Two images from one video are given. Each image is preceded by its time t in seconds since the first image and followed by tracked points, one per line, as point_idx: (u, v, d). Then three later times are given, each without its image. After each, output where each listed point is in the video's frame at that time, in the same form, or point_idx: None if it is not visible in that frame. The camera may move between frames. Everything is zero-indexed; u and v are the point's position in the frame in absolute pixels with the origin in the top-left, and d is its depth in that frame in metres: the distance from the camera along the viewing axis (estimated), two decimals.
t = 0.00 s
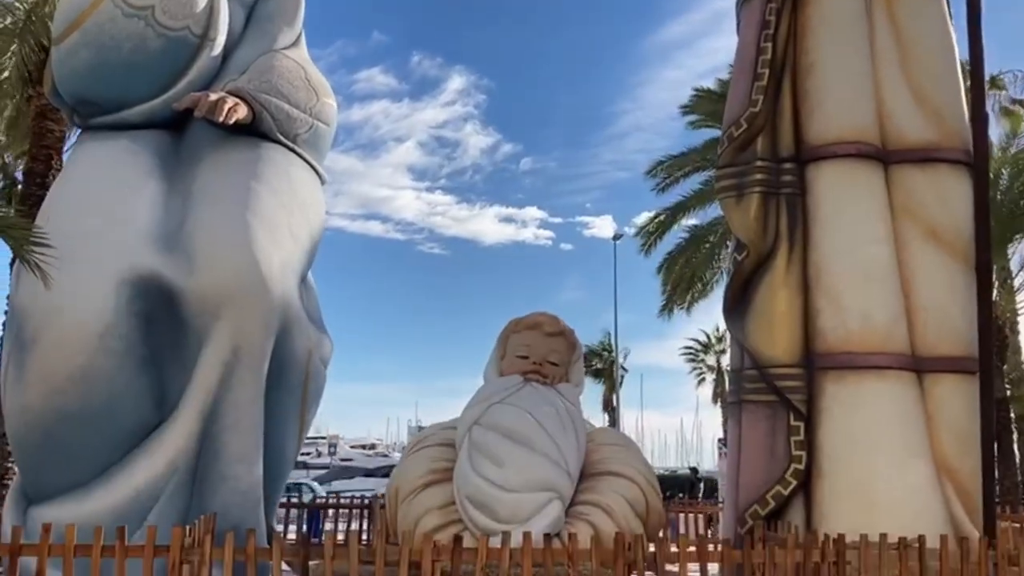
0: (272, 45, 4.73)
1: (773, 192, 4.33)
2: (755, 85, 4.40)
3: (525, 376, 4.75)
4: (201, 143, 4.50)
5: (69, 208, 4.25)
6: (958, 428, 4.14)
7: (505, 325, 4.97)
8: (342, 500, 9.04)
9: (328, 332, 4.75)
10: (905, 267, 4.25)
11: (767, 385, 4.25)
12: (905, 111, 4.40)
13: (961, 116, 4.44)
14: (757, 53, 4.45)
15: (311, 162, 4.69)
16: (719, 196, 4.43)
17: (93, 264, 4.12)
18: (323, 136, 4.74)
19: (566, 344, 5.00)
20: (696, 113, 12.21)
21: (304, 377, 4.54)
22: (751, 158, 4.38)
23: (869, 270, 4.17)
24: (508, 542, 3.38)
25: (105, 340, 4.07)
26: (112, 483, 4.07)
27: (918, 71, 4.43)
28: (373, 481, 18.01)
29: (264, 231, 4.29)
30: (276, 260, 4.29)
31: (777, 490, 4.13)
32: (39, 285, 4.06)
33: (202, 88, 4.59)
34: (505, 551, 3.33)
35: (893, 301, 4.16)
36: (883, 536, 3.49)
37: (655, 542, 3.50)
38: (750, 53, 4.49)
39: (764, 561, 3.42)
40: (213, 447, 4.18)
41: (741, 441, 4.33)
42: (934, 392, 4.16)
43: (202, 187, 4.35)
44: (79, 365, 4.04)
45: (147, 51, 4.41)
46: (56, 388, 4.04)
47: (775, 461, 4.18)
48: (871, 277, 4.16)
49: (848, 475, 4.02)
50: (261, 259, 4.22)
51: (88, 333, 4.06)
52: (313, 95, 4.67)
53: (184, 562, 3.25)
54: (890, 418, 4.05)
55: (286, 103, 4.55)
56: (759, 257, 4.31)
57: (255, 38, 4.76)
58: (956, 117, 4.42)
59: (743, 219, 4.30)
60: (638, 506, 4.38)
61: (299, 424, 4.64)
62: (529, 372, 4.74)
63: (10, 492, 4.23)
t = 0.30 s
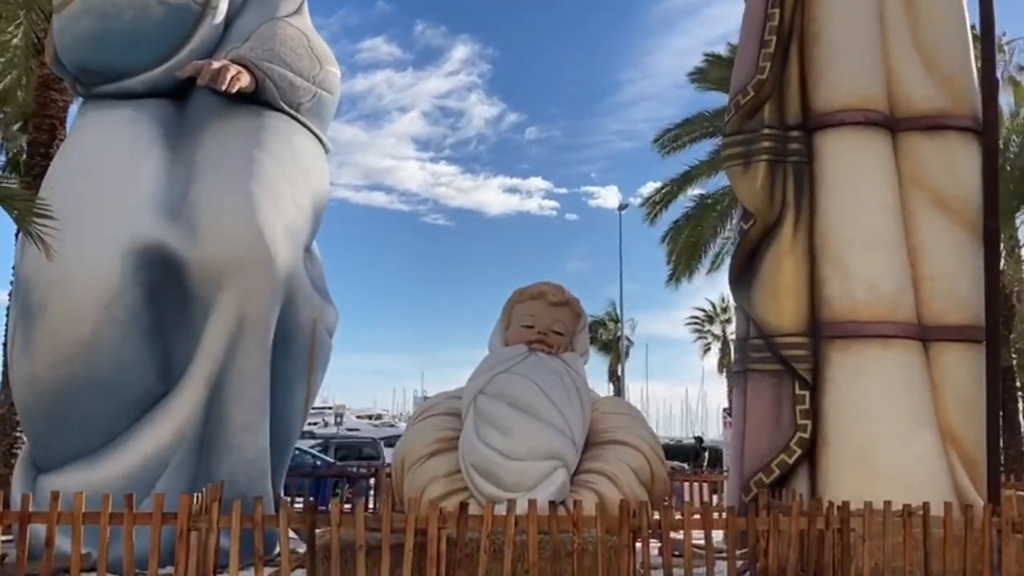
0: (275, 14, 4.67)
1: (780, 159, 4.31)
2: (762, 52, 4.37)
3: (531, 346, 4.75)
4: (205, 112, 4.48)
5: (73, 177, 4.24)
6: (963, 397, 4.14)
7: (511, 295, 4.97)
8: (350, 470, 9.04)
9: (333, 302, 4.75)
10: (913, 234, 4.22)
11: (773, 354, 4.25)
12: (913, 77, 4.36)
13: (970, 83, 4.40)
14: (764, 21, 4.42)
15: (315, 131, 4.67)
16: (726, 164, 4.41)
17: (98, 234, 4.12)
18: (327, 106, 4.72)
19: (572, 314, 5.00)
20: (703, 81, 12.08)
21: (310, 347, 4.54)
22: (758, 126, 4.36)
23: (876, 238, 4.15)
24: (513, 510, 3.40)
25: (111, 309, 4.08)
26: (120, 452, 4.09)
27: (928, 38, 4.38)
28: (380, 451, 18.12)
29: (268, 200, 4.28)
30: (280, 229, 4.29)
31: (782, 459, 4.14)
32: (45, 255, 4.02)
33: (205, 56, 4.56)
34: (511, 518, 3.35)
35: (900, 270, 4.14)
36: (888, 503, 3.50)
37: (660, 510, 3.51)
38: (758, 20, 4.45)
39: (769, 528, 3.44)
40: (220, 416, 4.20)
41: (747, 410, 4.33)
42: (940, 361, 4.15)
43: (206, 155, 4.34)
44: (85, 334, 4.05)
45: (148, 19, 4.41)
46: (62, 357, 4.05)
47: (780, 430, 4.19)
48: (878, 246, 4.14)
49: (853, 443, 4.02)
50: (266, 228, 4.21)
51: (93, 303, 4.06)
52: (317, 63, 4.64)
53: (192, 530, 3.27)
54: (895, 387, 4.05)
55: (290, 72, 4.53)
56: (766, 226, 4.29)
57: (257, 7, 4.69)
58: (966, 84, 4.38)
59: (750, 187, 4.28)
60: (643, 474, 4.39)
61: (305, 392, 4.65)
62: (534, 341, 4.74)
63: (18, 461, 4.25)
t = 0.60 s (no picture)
0: None
1: (784, 135, 4.29)
2: (767, 28, 4.37)
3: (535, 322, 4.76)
4: (206, 89, 4.46)
5: (75, 154, 4.23)
6: (968, 372, 4.14)
7: (514, 272, 4.98)
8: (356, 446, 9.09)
9: (336, 278, 4.76)
10: (918, 210, 4.21)
11: (777, 330, 4.26)
12: (919, 51, 4.33)
13: (977, 57, 4.36)
14: None
15: (317, 107, 4.65)
16: (730, 141, 4.43)
17: (102, 211, 4.11)
18: (328, 82, 4.71)
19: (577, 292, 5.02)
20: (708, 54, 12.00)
21: (314, 324, 4.55)
22: (762, 102, 4.35)
23: (881, 214, 4.13)
24: (517, 485, 3.41)
25: (115, 287, 4.08)
26: (126, 429, 4.11)
27: (935, 11, 4.34)
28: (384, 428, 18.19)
29: (271, 177, 4.27)
30: (283, 206, 4.28)
31: (785, 435, 4.15)
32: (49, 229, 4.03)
33: (206, 33, 4.55)
34: (515, 494, 3.36)
35: (905, 245, 4.13)
36: (891, 479, 3.51)
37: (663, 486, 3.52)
38: None
39: (772, 504, 3.45)
40: (225, 393, 4.21)
41: (751, 386, 4.34)
42: (944, 337, 4.15)
43: (208, 132, 4.33)
44: (90, 312, 4.06)
45: None
46: (67, 334, 4.06)
47: (784, 406, 4.20)
48: (883, 222, 4.12)
49: (857, 419, 4.03)
50: (269, 205, 4.21)
51: (98, 280, 4.06)
52: (319, 40, 4.62)
53: (198, 506, 3.29)
54: (900, 363, 4.05)
55: (292, 48, 4.51)
56: (770, 202, 4.28)
57: None
58: (972, 57, 4.34)
59: (754, 164, 4.29)
60: (648, 451, 4.40)
61: (310, 366, 4.65)
62: (537, 318, 4.74)
63: (25, 438, 4.28)
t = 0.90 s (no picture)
0: None
1: (787, 117, 4.27)
2: (771, 9, 4.34)
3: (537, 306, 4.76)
4: (207, 73, 4.45)
5: (77, 138, 4.22)
6: (970, 355, 4.14)
7: (516, 256, 4.97)
8: (359, 429, 9.11)
9: (338, 262, 4.75)
10: (921, 193, 4.20)
11: (779, 314, 4.24)
12: (923, 33, 4.30)
13: (981, 38, 4.33)
14: None
15: (318, 90, 4.64)
16: (732, 123, 4.40)
17: (104, 195, 4.11)
18: (329, 66, 4.70)
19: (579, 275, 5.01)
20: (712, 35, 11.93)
21: (316, 308, 4.55)
22: (766, 84, 4.32)
23: (884, 197, 4.12)
24: (519, 469, 3.42)
25: (118, 271, 4.08)
26: (130, 412, 4.12)
27: None
28: (387, 411, 18.23)
29: (272, 161, 4.26)
30: (284, 190, 4.27)
31: (788, 418, 4.15)
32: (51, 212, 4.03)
33: (207, 16, 4.53)
34: (517, 477, 3.37)
35: (908, 228, 4.12)
36: (893, 462, 3.52)
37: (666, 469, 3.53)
38: None
39: (774, 487, 3.46)
40: (228, 377, 4.21)
41: (753, 370, 4.33)
42: (947, 320, 4.15)
43: (209, 116, 4.32)
44: (93, 295, 4.06)
45: None
46: (70, 318, 4.06)
47: (786, 389, 4.20)
48: (886, 205, 4.11)
49: (860, 403, 4.03)
50: (270, 189, 4.20)
51: (101, 264, 4.06)
52: (320, 23, 4.61)
53: (202, 488, 3.30)
54: (902, 346, 4.05)
55: (293, 31, 4.49)
56: (773, 184, 4.26)
57: None
58: (977, 38, 4.31)
59: (757, 146, 4.26)
60: (650, 435, 4.40)
61: (313, 353, 4.65)
62: (540, 302, 4.74)
63: (29, 421, 4.29)
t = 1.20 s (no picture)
0: None
1: (788, 105, 4.26)
2: None
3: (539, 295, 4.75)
4: (207, 61, 4.44)
5: (76, 126, 4.21)
6: (971, 343, 4.14)
7: (517, 245, 4.97)
8: (361, 417, 9.12)
9: (339, 251, 4.75)
10: (922, 180, 4.19)
11: (779, 301, 4.25)
12: (925, 20, 4.29)
13: (983, 24, 4.32)
14: None
15: (318, 79, 4.63)
16: (733, 111, 4.38)
17: (104, 183, 4.11)
18: (329, 54, 4.69)
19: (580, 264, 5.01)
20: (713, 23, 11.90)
21: (317, 297, 4.55)
22: (767, 72, 4.31)
23: (885, 184, 4.12)
24: (520, 456, 3.43)
25: (118, 259, 4.08)
26: (131, 401, 4.12)
27: None
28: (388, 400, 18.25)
29: (272, 149, 4.26)
30: (284, 179, 4.27)
31: (788, 406, 4.16)
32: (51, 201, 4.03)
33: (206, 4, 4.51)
34: (518, 464, 3.38)
35: (909, 216, 4.12)
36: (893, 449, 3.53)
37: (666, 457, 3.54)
38: None
39: (774, 474, 3.47)
40: (228, 365, 4.22)
41: (754, 357, 4.34)
42: (947, 308, 4.15)
43: (209, 104, 4.31)
44: (93, 284, 4.06)
45: None
46: (71, 307, 4.06)
47: (787, 377, 4.20)
48: (887, 192, 4.11)
49: (860, 391, 4.04)
50: (270, 178, 4.20)
51: (101, 252, 4.06)
52: (319, 11, 4.60)
53: (204, 477, 3.30)
54: (902, 334, 4.05)
55: (292, 19, 4.48)
56: (774, 172, 4.26)
57: None
58: (978, 24, 4.30)
59: (758, 134, 4.25)
60: (650, 422, 4.41)
61: (314, 342, 4.66)
62: (542, 290, 4.73)
63: (30, 410, 4.29)
